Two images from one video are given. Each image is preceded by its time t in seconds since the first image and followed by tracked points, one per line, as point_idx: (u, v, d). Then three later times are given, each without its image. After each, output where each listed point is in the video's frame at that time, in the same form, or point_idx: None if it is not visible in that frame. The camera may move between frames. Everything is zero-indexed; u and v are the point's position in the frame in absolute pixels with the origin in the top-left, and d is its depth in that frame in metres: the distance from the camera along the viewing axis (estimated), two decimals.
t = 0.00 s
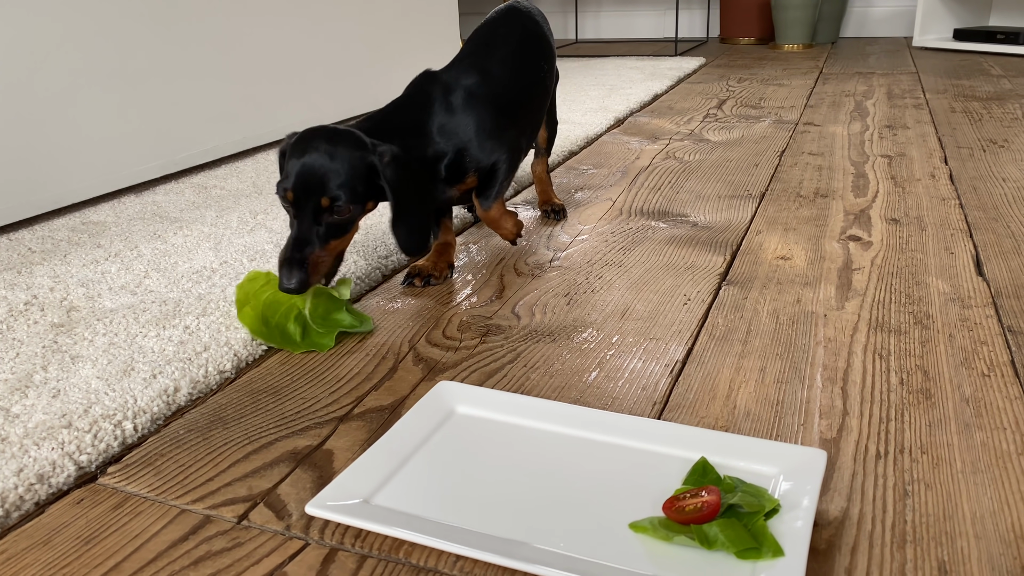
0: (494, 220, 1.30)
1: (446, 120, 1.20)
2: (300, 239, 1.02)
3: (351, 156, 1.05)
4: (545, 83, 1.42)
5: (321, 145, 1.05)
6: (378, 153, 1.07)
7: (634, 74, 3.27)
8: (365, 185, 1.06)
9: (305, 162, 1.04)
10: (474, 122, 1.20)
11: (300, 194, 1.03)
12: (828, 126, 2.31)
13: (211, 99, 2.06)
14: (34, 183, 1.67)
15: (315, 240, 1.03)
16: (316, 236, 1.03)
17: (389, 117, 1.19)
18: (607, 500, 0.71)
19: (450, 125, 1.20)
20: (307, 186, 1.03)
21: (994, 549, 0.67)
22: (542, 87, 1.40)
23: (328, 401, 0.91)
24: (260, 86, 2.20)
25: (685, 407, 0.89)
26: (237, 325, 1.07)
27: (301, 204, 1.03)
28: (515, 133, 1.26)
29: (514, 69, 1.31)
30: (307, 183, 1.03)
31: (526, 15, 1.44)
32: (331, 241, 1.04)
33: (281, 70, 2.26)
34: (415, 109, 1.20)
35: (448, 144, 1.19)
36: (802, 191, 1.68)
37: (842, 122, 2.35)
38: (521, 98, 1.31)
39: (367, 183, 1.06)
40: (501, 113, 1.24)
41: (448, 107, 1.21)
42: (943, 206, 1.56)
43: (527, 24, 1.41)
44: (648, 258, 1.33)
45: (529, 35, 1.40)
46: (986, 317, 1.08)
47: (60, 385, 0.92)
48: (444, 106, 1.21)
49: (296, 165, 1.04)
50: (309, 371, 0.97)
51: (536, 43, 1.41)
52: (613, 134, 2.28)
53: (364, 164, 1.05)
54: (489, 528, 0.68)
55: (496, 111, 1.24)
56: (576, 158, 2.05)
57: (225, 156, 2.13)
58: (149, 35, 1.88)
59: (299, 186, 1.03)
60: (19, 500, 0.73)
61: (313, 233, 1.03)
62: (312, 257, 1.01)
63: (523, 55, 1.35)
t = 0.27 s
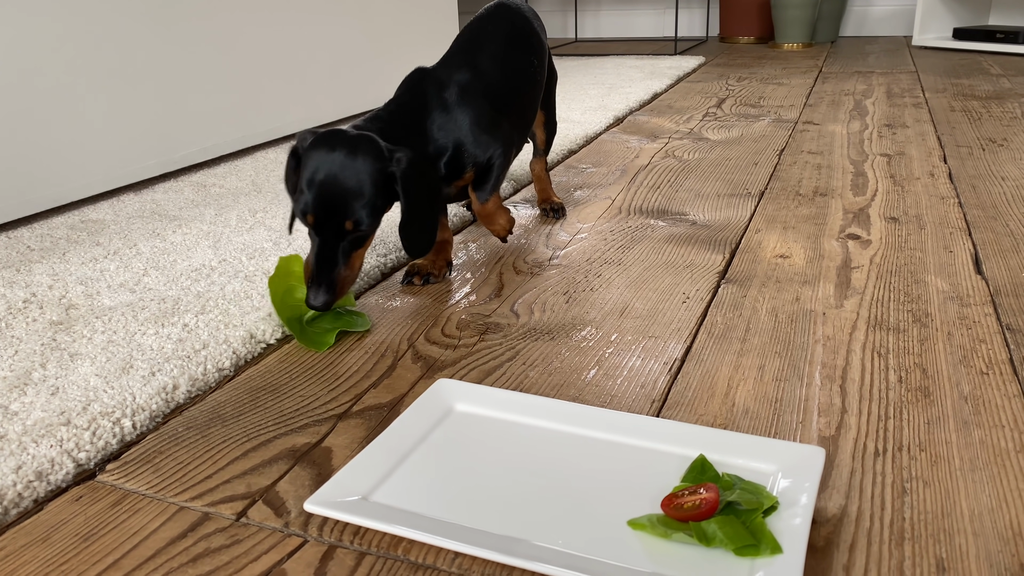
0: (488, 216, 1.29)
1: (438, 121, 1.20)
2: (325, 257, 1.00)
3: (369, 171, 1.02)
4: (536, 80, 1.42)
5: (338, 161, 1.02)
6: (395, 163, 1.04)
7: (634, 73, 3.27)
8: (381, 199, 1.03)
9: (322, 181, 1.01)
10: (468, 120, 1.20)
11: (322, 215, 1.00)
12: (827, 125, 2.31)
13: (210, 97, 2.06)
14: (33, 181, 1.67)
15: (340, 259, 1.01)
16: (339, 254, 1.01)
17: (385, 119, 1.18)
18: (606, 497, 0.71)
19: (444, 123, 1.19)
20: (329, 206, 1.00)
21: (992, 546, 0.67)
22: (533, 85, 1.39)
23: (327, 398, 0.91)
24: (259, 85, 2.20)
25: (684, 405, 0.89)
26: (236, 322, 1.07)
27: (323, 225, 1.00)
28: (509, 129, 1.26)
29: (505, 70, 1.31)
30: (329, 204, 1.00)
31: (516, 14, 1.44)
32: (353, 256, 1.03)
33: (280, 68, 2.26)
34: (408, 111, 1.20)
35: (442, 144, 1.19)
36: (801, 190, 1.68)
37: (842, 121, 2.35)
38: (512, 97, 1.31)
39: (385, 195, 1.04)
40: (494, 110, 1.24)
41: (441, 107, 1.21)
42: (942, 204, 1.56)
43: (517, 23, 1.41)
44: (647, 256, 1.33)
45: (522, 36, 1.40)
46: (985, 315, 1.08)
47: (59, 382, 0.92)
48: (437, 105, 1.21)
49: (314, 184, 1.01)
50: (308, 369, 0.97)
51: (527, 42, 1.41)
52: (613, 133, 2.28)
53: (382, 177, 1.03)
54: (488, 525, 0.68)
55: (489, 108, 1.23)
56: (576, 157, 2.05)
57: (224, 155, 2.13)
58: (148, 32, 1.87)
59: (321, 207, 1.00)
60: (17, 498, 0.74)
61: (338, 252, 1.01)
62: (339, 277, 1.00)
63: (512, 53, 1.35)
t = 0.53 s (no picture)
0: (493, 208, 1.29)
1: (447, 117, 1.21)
2: (353, 256, 1.02)
3: (399, 171, 1.03)
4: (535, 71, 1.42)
5: (364, 162, 1.03)
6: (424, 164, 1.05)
7: (633, 72, 3.27)
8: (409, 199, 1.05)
9: (355, 183, 1.02)
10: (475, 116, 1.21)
11: (354, 215, 1.01)
12: (826, 124, 2.31)
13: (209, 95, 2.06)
14: (32, 179, 1.67)
15: (369, 257, 1.03)
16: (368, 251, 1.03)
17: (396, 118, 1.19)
18: (604, 493, 0.71)
19: (453, 120, 1.21)
20: (358, 208, 1.01)
21: (989, 542, 0.67)
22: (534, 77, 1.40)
23: (326, 395, 0.91)
24: (258, 83, 2.20)
25: (681, 402, 0.89)
26: (235, 319, 1.07)
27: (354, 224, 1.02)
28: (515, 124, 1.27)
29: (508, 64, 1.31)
30: (358, 205, 1.01)
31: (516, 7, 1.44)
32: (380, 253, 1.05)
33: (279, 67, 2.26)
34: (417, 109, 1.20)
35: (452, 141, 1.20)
36: (800, 188, 1.68)
37: (840, 120, 2.35)
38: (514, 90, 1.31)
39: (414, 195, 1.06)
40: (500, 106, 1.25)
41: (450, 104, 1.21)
42: (940, 203, 1.56)
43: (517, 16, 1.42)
44: (646, 254, 1.33)
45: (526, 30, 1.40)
46: (983, 312, 1.08)
47: (57, 379, 0.92)
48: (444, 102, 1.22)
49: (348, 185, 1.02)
50: (306, 366, 0.97)
51: (526, 34, 1.41)
52: (611, 132, 2.28)
53: (411, 179, 1.04)
54: (486, 521, 0.68)
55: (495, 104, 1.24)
56: (575, 155, 2.05)
57: (222, 153, 2.13)
58: (147, 31, 1.87)
59: (354, 208, 1.01)
60: (16, 493, 0.74)
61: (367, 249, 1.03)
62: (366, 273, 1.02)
63: (512, 44, 1.35)
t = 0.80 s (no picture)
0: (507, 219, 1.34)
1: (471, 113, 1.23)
2: (383, 246, 1.03)
3: (433, 161, 1.05)
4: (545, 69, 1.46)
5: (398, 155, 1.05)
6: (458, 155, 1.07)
7: (631, 72, 3.27)
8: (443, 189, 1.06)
9: (389, 173, 1.04)
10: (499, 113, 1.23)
11: (387, 206, 1.03)
12: (823, 124, 2.31)
13: (208, 94, 2.06)
14: (30, 178, 1.67)
15: (400, 248, 1.04)
16: (401, 243, 1.05)
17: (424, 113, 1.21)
18: (600, 490, 0.71)
19: (479, 114, 1.21)
20: (392, 199, 1.03)
21: (982, 539, 0.67)
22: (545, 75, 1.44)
23: (323, 392, 0.91)
24: (256, 83, 2.21)
25: (678, 400, 0.89)
26: (233, 317, 1.08)
27: (387, 214, 1.04)
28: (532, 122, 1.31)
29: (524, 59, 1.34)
30: (391, 197, 1.03)
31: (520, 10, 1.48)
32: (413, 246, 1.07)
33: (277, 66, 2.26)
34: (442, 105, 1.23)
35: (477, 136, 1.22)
36: (797, 188, 1.69)
37: (838, 119, 2.36)
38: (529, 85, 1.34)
39: (448, 188, 1.07)
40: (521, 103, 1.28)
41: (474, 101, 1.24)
42: (937, 202, 1.56)
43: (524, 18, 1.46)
44: (643, 253, 1.34)
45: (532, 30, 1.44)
46: (978, 311, 1.08)
47: (55, 377, 0.93)
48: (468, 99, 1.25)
49: (381, 175, 1.04)
50: (304, 364, 0.98)
51: (537, 33, 1.44)
52: (609, 131, 2.29)
53: (445, 170, 1.05)
54: (482, 517, 0.68)
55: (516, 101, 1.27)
56: (573, 154, 2.05)
57: (221, 152, 2.14)
58: (145, 30, 1.88)
59: (388, 198, 1.03)
60: (14, 490, 0.74)
61: (400, 241, 1.05)
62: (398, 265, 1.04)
63: (526, 43, 1.39)
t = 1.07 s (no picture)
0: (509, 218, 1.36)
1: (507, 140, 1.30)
2: (435, 257, 1.07)
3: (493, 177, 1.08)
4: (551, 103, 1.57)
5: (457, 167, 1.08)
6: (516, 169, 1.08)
7: (628, 72, 3.28)
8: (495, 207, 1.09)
9: (450, 185, 1.07)
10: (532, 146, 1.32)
11: (444, 216, 1.07)
12: (820, 123, 2.32)
13: (206, 94, 2.07)
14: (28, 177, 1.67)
15: (448, 260, 1.07)
16: (451, 256, 1.08)
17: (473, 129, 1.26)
18: (595, 486, 0.72)
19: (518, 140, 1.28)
20: (449, 211, 1.07)
21: (974, 535, 0.68)
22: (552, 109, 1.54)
23: (320, 391, 0.91)
24: (253, 82, 2.21)
25: (672, 397, 0.90)
26: (230, 316, 1.08)
27: (443, 224, 1.07)
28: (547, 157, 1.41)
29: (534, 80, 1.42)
30: (448, 207, 1.07)
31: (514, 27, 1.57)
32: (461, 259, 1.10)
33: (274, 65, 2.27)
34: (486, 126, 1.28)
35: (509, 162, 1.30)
36: (793, 187, 1.69)
37: (834, 119, 2.36)
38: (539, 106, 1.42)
39: (504, 203, 1.10)
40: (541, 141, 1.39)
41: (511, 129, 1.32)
42: (932, 201, 1.57)
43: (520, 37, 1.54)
44: (639, 252, 1.34)
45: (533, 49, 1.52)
46: (972, 309, 1.09)
47: (52, 375, 0.93)
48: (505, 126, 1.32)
49: (442, 186, 1.07)
50: (301, 362, 0.98)
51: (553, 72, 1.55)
52: (607, 131, 2.29)
53: (503, 186, 1.08)
54: (478, 513, 0.68)
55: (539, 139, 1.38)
56: (570, 154, 2.06)
57: (218, 152, 2.14)
58: (143, 30, 1.88)
59: (447, 209, 1.07)
60: (11, 487, 0.74)
61: (451, 252, 1.08)
62: (445, 276, 1.07)
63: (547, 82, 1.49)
